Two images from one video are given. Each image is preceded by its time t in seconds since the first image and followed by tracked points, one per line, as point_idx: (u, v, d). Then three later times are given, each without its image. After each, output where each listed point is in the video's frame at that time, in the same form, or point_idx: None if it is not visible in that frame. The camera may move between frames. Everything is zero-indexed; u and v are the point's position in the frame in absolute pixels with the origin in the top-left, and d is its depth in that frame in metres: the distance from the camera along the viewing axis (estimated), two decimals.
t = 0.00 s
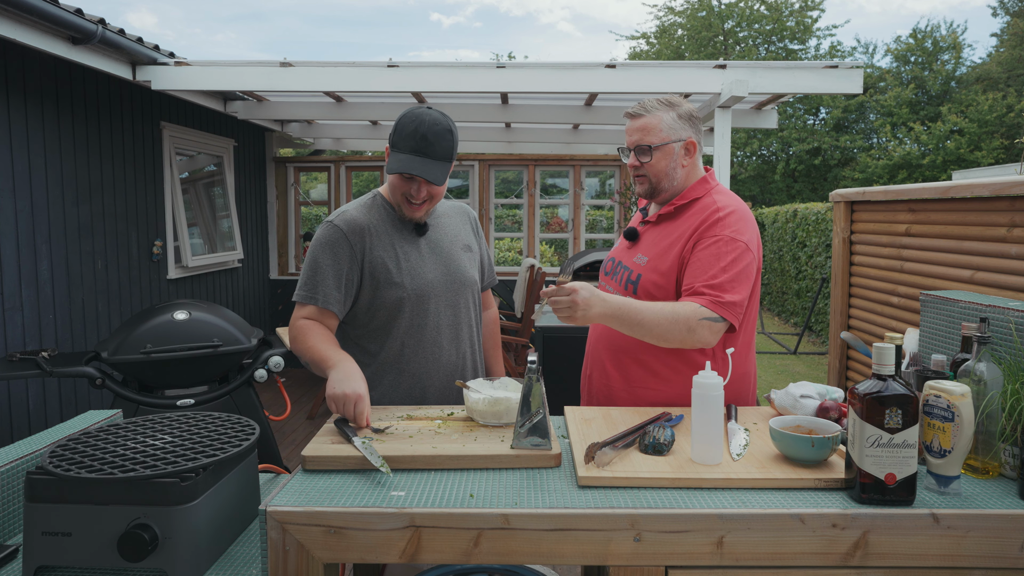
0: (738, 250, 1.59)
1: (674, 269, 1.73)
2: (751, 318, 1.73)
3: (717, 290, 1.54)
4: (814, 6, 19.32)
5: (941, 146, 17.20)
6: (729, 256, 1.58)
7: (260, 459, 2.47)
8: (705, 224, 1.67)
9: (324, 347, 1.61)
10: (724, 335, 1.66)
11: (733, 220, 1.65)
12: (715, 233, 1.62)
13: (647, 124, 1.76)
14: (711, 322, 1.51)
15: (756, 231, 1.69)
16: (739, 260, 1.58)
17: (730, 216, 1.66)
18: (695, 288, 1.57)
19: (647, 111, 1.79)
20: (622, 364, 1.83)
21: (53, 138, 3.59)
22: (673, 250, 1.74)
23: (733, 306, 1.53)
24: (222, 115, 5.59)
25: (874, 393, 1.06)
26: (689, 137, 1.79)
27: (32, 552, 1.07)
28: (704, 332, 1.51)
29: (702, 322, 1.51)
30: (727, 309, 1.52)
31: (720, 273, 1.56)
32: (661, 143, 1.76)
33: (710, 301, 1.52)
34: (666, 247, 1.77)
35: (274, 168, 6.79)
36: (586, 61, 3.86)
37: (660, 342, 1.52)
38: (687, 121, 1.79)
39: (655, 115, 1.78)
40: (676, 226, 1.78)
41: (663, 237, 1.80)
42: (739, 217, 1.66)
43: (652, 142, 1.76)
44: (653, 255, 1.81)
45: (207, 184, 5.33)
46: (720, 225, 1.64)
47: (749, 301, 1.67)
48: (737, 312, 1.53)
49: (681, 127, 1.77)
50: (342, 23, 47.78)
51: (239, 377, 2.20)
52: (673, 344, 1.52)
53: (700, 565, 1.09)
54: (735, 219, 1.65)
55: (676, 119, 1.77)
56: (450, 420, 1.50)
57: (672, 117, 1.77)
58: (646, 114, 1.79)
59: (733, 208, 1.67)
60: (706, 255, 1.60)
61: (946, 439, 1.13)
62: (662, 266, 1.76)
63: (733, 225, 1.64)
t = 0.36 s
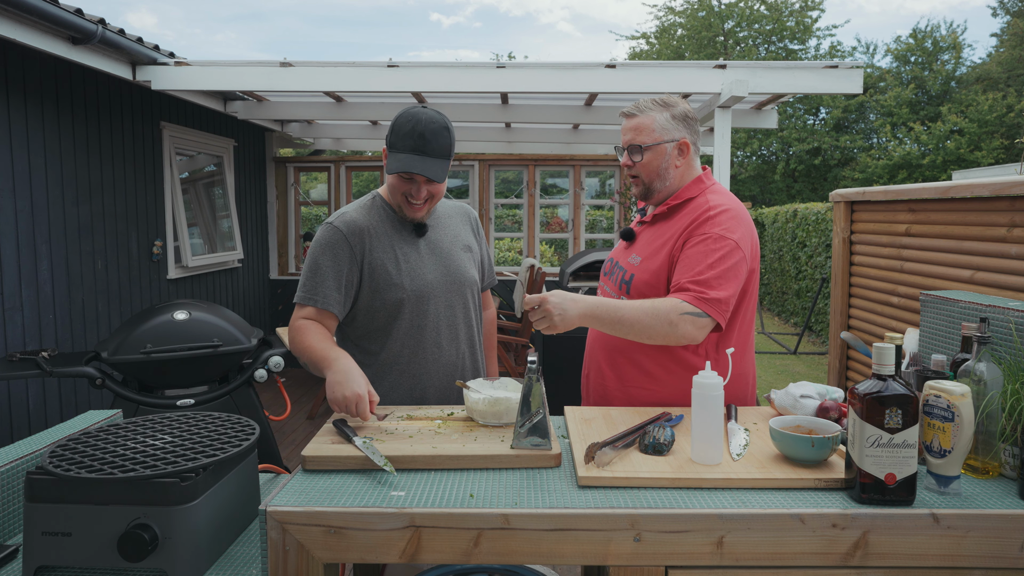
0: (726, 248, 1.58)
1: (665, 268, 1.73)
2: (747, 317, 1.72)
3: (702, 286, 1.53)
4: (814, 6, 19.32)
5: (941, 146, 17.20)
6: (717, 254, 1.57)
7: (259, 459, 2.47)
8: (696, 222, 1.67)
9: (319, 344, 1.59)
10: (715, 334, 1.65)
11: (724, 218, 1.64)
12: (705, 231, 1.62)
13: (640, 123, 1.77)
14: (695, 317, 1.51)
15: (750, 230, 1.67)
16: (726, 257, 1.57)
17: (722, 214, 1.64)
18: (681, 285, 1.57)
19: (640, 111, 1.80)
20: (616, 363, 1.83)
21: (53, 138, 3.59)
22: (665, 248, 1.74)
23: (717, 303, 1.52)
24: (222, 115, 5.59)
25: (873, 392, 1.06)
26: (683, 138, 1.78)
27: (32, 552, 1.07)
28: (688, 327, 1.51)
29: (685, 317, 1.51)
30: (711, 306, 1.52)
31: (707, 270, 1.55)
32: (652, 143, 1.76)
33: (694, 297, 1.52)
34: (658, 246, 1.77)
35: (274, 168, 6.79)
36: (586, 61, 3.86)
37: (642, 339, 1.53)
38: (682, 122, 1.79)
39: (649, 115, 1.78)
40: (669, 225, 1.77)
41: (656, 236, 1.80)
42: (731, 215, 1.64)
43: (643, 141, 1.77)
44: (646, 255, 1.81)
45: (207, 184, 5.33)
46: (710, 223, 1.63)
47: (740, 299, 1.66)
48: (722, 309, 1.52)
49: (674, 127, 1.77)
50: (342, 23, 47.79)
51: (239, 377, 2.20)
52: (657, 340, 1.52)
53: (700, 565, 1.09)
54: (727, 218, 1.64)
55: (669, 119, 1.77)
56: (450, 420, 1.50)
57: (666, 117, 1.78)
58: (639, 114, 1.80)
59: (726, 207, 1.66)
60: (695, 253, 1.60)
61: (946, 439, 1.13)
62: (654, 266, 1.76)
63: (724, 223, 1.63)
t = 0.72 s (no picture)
0: (729, 251, 1.58)
1: (668, 270, 1.73)
2: (748, 318, 1.72)
3: (706, 291, 1.54)
4: (814, 6, 19.31)
5: (941, 146, 17.20)
6: (720, 257, 1.57)
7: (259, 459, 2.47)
8: (698, 224, 1.67)
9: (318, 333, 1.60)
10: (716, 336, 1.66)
11: (726, 221, 1.64)
12: (707, 234, 1.62)
13: (638, 125, 1.77)
14: (699, 322, 1.51)
15: (752, 232, 1.67)
16: (729, 261, 1.57)
17: (723, 216, 1.64)
18: (685, 290, 1.57)
19: (638, 113, 1.80)
20: (617, 364, 1.83)
21: (53, 139, 3.59)
22: (667, 251, 1.74)
23: (722, 307, 1.52)
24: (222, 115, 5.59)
25: (873, 392, 1.06)
26: (681, 139, 1.78)
27: (32, 552, 1.07)
28: (691, 332, 1.51)
29: (688, 322, 1.51)
30: (716, 310, 1.52)
31: (711, 274, 1.55)
32: (649, 145, 1.76)
33: (699, 302, 1.52)
34: (660, 248, 1.77)
35: (274, 168, 6.79)
36: (586, 62, 3.86)
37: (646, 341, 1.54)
38: (681, 124, 1.78)
39: (647, 116, 1.78)
40: (671, 227, 1.78)
41: (658, 238, 1.80)
42: (733, 217, 1.64)
43: (641, 143, 1.77)
44: (647, 256, 1.81)
45: (207, 184, 5.33)
46: (713, 226, 1.63)
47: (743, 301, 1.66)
48: (727, 313, 1.52)
49: (673, 129, 1.77)
50: (342, 23, 47.80)
51: (239, 377, 2.20)
52: (660, 343, 1.53)
53: (700, 565, 1.09)
54: (728, 220, 1.64)
55: (667, 121, 1.77)
56: (450, 420, 1.50)
57: (664, 118, 1.77)
58: (637, 115, 1.79)
59: (727, 208, 1.66)
60: (697, 257, 1.60)
61: (946, 439, 1.13)
62: (656, 268, 1.76)
63: (727, 225, 1.63)
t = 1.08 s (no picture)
0: (732, 252, 1.58)
1: (669, 271, 1.72)
2: (749, 317, 1.74)
3: (711, 293, 1.54)
4: (814, 6, 19.32)
5: (941, 146, 17.20)
6: (723, 259, 1.57)
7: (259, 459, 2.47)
8: (699, 225, 1.66)
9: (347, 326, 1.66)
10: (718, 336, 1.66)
11: (727, 222, 1.63)
12: (710, 236, 1.61)
13: (638, 126, 1.76)
14: (704, 325, 1.52)
15: (752, 232, 1.67)
16: (733, 262, 1.57)
17: (725, 217, 1.64)
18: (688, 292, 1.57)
19: (637, 113, 1.78)
20: (617, 366, 1.83)
21: (53, 139, 3.59)
22: (668, 251, 1.74)
23: (725, 310, 1.52)
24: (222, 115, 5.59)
25: (873, 392, 1.06)
26: (681, 138, 1.78)
27: (32, 552, 1.07)
28: (696, 335, 1.52)
29: (695, 325, 1.51)
30: (722, 313, 1.52)
31: (714, 276, 1.55)
32: (650, 146, 1.76)
33: (705, 305, 1.52)
34: (661, 249, 1.76)
35: (274, 168, 6.79)
36: (586, 61, 3.86)
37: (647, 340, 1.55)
38: (680, 123, 1.78)
39: (646, 116, 1.77)
40: (671, 228, 1.77)
41: (658, 238, 1.80)
42: (733, 217, 1.64)
43: (643, 144, 1.76)
44: (648, 257, 1.81)
45: (207, 184, 5.32)
46: (714, 227, 1.63)
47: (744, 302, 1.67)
48: (731, 315, 1.53)
49: (672, 129, 1.76)
50: (342, 23, 47.81)
51: (239, 377, 2.21)
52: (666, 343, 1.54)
53: (700, 565, 1.09)
54: (729, 221, 1.63)
55: (667, 121, 1.76)
56: (450, 420, 1.50)
57: (664, 118, 1.76)
58: (637, 115, 1.78)
59: (727, 209, 1.66)
60: (700, 258, 1.59)
61: (946, 439, 1.13)
62: (656, 269, 1.76)
63: (727, 226, 1.62)
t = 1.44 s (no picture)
0: (731, 252, 1.57)
1: (667, 271, 1.72)
2: (747, 317, 1.74)
3: (710, 295, 1.54)
4: (814, 6, 19.31)
5: (941, 146, 17.20)
6: (722, 259, 1.57)
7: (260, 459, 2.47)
8: (695, 225, 1.66)
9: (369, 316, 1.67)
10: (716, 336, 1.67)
11: (724, 221, 1.63)
12: (707, 236, 1.61)
13: (633, 126, 1.76)
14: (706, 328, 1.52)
15: (749, 231, 1.67)
16: (731, 263, 1.57)
17: (721, 217, 1.64)
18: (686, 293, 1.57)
19: (632, 114, 1.79)
20: (616, 368, 1.83)
21: (53, 139, 3.59)
22: (665, 252, 1.74)
23: (724, 311, 1.52)
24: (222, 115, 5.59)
25: (873, 392, 1.06)
26: (677, 137, 1.78)
27: (32, 553, 1.07)
28: (700, 338, 1.52)
29: (698, 328, 1.51)
30: (722, 314, 1.52)
31: (714, 277, 1.55)
32: (648, 145, 1.75)
33: (706, 306, 1.52)
34: (658, 250, 1.76)
35: (274, 168, 6.79)
36: (586, 61, 3.86)
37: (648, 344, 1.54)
38: (674, 122, 1.78)
39: (641, 116, 1.78)
40: (668, 228, 1.77)
41: (655, 239, 1.80)
42: (730, 217, 1.64)
43: (640, 144, 1.76)
44: (645, 257, 1.81)
45: (207, 184, 5.32)
46: (711, 227, 1.62)
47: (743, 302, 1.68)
48: (731, 316, 1.53)
49: (667, 127, 1.77)
50: (342, 23, 47.83)
51: (239, 377, 2.21)
52: (668, 346, 1.54)
53: (700, 565, 1.09)
54: (726, 221, 1.63)
55: (661, 121, 1.77)
56: (450, 420, 1.50)
57: (658, 118, 1.77)
58: (632, 116, 1.78)
59: (723, 208, 1.66)
60: (698, 258, 1.59)
61: (946, 439, 1.13)
62: (654, 269, 1.75)
63: (724, 226, 1.62)
